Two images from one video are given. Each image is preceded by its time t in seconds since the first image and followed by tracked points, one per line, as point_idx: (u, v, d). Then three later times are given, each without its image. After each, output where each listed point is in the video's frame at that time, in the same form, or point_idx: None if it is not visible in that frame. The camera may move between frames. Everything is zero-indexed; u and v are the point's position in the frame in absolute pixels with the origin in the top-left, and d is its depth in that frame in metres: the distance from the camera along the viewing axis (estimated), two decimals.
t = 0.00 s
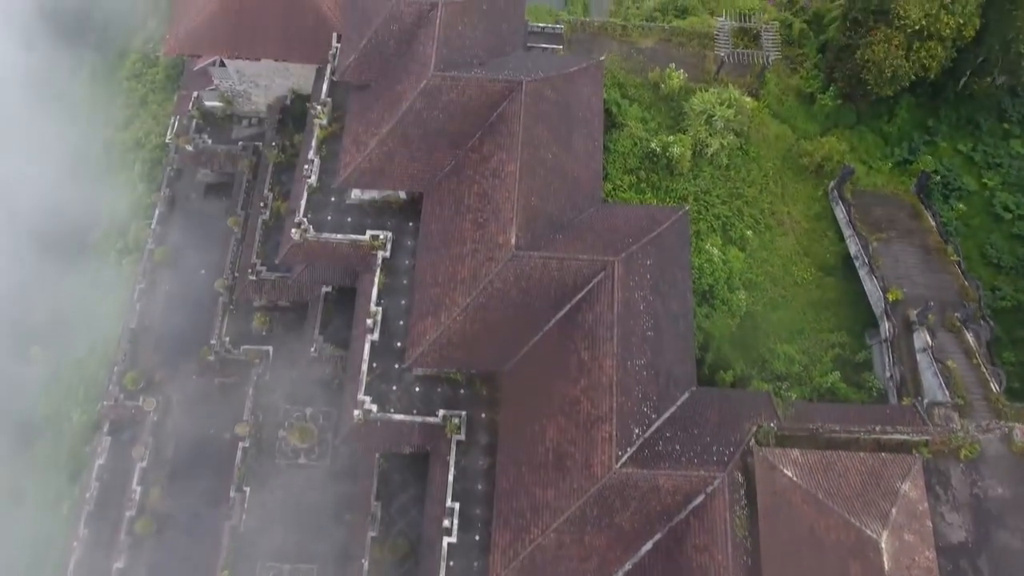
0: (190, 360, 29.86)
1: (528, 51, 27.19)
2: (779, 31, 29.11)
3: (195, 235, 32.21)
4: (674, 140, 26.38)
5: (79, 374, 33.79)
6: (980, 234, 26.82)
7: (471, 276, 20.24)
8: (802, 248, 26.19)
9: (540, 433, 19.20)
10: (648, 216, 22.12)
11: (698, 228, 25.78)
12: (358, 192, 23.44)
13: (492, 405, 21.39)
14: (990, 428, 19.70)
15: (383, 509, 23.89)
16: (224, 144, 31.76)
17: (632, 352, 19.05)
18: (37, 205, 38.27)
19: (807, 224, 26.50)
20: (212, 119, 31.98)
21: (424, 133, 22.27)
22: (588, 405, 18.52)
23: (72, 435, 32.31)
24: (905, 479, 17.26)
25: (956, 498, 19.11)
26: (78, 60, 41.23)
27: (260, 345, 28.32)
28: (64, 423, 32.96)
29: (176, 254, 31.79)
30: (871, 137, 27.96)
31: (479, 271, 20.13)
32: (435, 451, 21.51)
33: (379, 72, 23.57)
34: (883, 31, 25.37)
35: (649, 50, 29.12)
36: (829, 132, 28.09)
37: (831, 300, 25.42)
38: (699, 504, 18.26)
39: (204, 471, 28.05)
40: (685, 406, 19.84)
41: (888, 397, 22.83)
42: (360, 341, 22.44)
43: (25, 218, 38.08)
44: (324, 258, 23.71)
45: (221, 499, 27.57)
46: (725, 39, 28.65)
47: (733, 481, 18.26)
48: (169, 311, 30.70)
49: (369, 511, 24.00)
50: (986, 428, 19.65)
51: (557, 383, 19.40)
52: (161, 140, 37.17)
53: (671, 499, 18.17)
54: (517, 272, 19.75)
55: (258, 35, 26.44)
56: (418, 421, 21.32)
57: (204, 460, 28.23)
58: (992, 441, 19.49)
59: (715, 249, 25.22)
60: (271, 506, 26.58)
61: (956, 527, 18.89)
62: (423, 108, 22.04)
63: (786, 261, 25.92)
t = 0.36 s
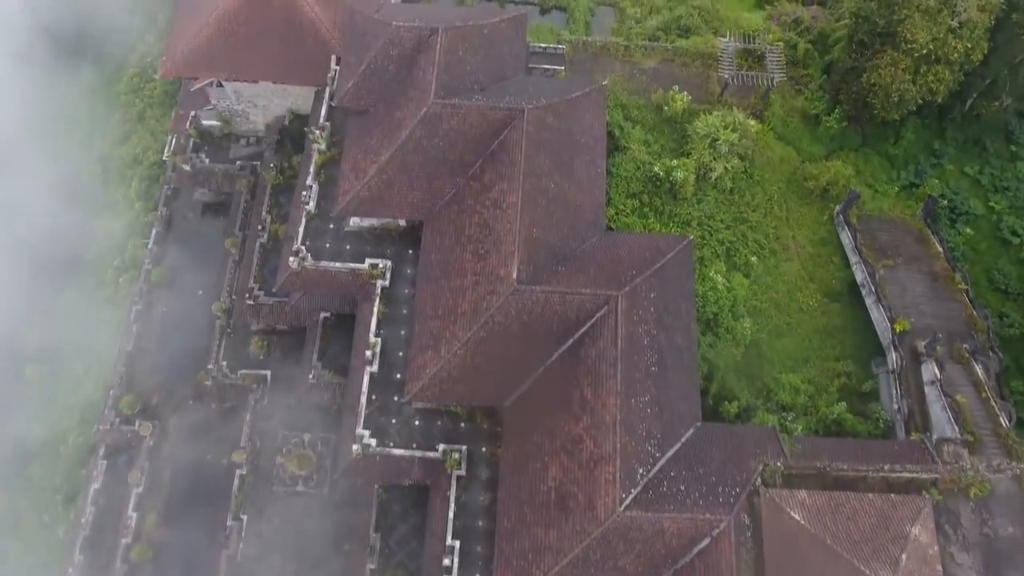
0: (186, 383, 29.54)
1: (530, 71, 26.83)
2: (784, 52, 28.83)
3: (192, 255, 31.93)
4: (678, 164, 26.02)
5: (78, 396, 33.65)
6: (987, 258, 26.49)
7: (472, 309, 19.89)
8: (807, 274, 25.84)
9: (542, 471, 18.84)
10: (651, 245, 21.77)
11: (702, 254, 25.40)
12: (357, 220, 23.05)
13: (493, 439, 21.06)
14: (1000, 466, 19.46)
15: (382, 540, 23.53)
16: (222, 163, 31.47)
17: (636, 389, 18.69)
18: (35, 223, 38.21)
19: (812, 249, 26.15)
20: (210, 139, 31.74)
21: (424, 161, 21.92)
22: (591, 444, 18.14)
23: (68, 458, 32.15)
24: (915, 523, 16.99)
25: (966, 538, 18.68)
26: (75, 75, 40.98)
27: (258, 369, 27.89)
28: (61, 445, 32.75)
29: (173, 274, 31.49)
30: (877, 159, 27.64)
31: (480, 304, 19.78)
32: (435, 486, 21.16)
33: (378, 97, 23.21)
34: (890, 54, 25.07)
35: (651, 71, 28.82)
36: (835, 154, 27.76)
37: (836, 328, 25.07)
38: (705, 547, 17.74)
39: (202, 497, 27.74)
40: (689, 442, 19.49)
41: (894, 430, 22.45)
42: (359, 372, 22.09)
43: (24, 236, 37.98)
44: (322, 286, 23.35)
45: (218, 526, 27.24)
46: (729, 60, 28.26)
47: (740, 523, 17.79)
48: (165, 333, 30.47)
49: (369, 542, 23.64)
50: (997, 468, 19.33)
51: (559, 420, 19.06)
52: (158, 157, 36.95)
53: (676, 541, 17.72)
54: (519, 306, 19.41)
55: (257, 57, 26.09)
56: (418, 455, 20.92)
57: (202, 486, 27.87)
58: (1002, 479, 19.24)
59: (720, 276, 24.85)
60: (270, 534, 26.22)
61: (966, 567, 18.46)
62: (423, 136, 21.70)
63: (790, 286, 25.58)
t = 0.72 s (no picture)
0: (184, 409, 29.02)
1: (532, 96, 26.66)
2: (789, 76, 28.49)
3: (190, 278, 31.57)
4: (682, 192, 25.57)
5: (72, 422, 33.07)
6: (996, 288, 26.07)
7: (473, 348, 19.46)
8: (813, 304, 25.44)
9: (545, 517, 18.44)
10: (657, 280, 21.39)
11: (707, 284, 24.97)
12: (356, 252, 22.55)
13: (495, 479, 20.64)
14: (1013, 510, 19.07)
15: None
16: (219, 185, 31.27)
17: (640, 433, 18.26)
18: (38, 241, 38.25)
19: (818, 278, 25.75)
20: (208, 162, 31.66)
21: (424, 194, 21.50)
22: (596, 490, 17.71)
23: (63, 483, 31.69)
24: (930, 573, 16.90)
25: None
26: (75, 93, 40.82)
27: (256, 399, 27.39)
28: (56, 469, 32.34)
29: (170, 298, 31.07)
30: (884, 186, 27.24)
31: (481, 344, 19.34)
32: (436, 527, 20.72)
33: (377, 126, 22.79)
34: (898, 80, 24.63)
35: (656, 95, 28.44)
36: (841, 181, 27.38)
37: (843, 360, 24.64)
38: None
39: (198, 528, 27.40)
40: (695, 486, 19.07)
41: (903, 468, 21.90)
42: (358, 409, 21.63)
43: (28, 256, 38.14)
44: (321, 319, 22.91)
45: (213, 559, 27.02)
46: (735, 85, 28.34)
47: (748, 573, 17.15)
48: (161, 358, 30.05)
49: None
50: (1011, 515, 18.90)
51: (562, 463, 18.63)
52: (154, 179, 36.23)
53: None
54: (521, 347, 18.97)
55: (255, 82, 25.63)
56: (419, 496, 20.44)
57: (199, 517, 27.54)
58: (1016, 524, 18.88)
59: (725, 308, 24.42)
60: (268, 568, 25.74)
61: None
62: (423, 169, 21.27)
63: (797, 317, 25.17)
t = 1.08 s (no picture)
0: (179, 438, 28.73)
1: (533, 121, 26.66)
2: (795, 101, 28.05)
3: (186, 302, 31.22)
4: (686, 222, 25.15)
5: (67, 447, 32.65)
6: (1006, 318, 25.63)
7: (474, 390, 19.04)
8: (819, 336, 25.02)
9: (548, 564, 18.07)
10: (661, 317, 20.96)
11: (711, 315, 24.57)
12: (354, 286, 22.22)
13: (496, 521, 20.28)
14: None
15: None
16: (216, 209, 30.93)
17: (646, 479, 17.85)
18: (37, 261, 38.14)
19: (824, 308, 25.34)
20: (205, 184, 31.26)
21: (424, 229, 21.09)
22: (599, 538, 17.34)
23: (58, 508, 31.38)
24: None
25: None
26: (72, 109, 40.48)
27: (252, 428, 27.07)
28: (52, 493, 32.03)
29: (166, 323, 30.73)
30: (891, 214, 26.82)
31: (483, 385, 18.92)
32: (436, 570, 20.26)
33: (376, 158, 22.37)
34: (906, 109, 24.23)
35: (659, 119, 28.03)
36: (847, 208, 26.96)
37: (850, 393, 24.22)
38: None
39: (194, 561, 26.95)
40: (700, 532, 18.69)
41: (911, 507, 21.51)
42: (356, 447, 21.20)
43: (27, 276, 38.04)
44: (319, 354, 22.50)
45: None
46: (739, 111, 27.53)
47: None
48: (157, 385, 29.71)
49: None
50: None
51: (566, 510, 18.22)
52: (150, 198, 35.66)
53: None
54: (523, 389, 18.55)
55: (252, 109, 25.21)
56: (418, 539, 20.05)
57: (196, 549, 27.08)
58: None
59: (730, 341, 24.00)
60: None
61: None
62: (422, 203, 20.87)
63: (803, 349, 24.75)
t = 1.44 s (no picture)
0: (175, 467, 28.30)
1: (534, 147, 26.48)
2: (801, 127, 27.62)
3: (183, 328, 30.83)
4: (690, 253, 24.76)
5: (62, 473, 32.25)
6: (1016, 350, 25.21)
7: (475, 434, 18.59)
8: (825, 369, 24.59)
9: None
10: (667, 356, 20.53)
11: (716, 348, 24.15)
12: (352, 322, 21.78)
13: (497, 565, 19.87)
14: None
15: None
16: (213, 233, 30.53)
17: (651, 528, 17.47)
18: (36, 282, 38.06)
19: (831, 340, 24.92)
20: (202, 208, 30.83)
21: (424, 265, 20.65)
22: None
23: (53, 536, 31.08)
24: None
25: None
26: (68, 127, 40.20)
27: (250, 459, 26.64)
28: (45, 520, 31.62)
29: (163, 348, 30.33)
30: (898, 242, 26.43)
31: (484, 430, 18.48)
32: None
33: (375, 190, 21.95)
34: (915, 138, 23.82)
35: (662, 145, 27.63)
36: (853, 236, 26.54)
37: (857, 427, 23.79)
38: None
39: None
40: None
41: (920, 548, 21.14)
42: (354, 488, 20.75)
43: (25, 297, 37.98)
44: (316, 391, 22.07)
45: None
46: (744, 138, 27.04)
47: None
48: (153, 412, 29.32)
49: None
50: None
51: (568, 558, 17.83)
52: (146, 219, 35.27)
53: None
54: (525, 434, 18.15)
55: (249, 137, 24.76)
56: None
57: None
58: None
59: (735, 375, 23.58)
60: None
61: None
62: (422, 240, 20.44)
63: (809, 382, 24.31)
